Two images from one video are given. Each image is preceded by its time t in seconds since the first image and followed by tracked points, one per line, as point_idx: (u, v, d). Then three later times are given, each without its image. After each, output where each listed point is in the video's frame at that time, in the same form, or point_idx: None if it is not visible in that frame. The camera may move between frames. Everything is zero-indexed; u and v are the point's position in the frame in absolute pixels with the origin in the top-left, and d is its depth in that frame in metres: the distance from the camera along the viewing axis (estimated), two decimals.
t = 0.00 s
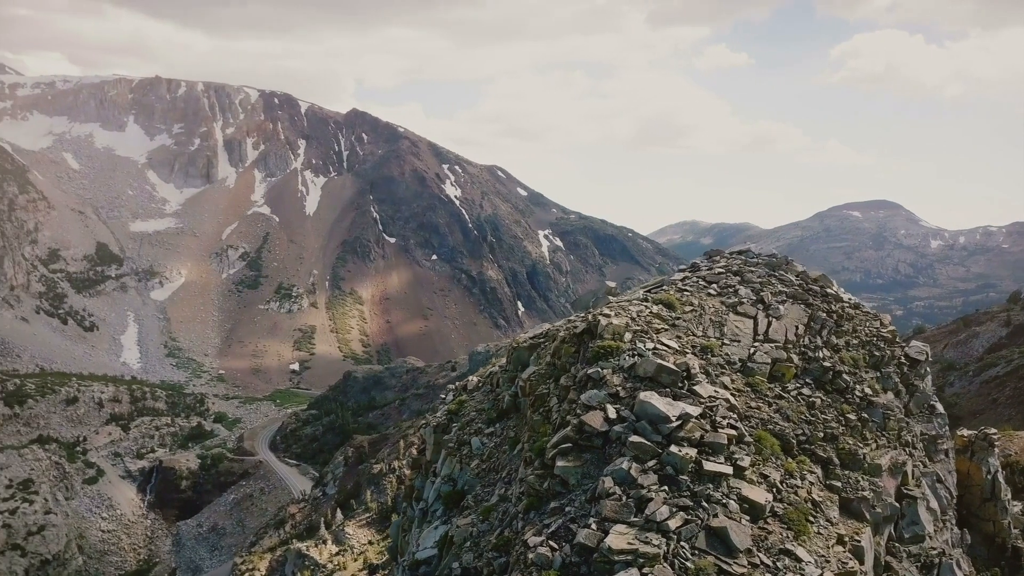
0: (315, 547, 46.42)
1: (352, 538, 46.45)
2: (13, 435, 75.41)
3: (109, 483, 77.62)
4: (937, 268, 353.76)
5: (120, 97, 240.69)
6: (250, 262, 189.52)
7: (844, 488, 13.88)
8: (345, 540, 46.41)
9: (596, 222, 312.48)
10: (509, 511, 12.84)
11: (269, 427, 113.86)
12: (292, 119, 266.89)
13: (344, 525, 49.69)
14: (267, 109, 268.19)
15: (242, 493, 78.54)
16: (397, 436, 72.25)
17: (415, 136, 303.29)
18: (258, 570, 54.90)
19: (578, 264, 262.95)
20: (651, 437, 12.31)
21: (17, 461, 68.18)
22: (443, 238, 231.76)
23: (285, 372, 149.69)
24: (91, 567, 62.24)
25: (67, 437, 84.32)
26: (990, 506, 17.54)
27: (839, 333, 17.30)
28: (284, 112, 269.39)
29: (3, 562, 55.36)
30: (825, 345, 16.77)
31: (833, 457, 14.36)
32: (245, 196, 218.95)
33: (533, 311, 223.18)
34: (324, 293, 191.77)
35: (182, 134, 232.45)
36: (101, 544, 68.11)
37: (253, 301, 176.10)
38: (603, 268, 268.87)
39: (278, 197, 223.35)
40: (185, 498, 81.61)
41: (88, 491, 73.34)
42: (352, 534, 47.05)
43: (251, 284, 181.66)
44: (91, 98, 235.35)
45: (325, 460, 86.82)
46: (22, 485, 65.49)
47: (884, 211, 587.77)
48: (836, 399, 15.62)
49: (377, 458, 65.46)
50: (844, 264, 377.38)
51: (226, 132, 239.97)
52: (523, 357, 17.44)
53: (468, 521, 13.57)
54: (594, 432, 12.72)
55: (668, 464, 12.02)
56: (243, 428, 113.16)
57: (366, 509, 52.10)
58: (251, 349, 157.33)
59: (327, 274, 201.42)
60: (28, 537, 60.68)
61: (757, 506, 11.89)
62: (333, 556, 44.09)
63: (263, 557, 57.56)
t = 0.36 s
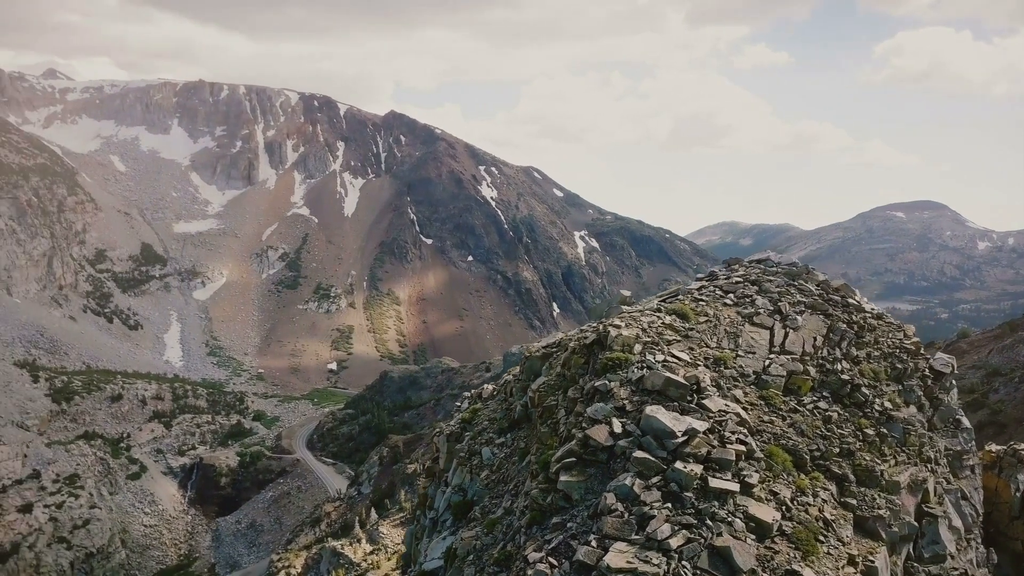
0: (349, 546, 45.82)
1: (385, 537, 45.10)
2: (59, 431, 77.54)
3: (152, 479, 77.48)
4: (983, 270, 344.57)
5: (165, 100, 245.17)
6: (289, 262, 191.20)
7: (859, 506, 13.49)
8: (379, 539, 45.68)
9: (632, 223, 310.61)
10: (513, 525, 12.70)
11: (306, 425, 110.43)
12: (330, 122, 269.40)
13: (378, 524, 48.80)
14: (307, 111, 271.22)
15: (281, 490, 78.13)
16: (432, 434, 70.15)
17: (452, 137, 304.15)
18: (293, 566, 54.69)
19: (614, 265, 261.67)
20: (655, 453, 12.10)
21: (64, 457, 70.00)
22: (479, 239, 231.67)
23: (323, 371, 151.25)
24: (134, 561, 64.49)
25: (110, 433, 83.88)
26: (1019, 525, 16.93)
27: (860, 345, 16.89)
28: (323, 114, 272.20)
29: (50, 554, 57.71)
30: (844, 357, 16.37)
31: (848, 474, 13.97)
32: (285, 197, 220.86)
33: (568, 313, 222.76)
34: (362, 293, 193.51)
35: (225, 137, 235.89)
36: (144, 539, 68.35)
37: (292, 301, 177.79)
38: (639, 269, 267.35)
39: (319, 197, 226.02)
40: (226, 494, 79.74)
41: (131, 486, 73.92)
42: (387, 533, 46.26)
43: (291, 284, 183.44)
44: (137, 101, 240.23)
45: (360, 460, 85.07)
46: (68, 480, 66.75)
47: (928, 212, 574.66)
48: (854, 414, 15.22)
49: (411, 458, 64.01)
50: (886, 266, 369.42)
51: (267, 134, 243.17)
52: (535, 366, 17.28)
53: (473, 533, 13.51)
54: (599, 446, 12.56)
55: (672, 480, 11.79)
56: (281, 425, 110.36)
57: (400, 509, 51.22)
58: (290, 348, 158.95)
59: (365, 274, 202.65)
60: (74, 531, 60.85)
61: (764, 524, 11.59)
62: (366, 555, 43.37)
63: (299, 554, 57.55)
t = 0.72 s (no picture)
0: (374, 544, 45.16)
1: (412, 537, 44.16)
2: (92, 428, 77.51)
3: (181, 477, 77.01)
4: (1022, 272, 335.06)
5: (197, 103, 248.56)
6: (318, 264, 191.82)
7: (864, 525, 13.13)
8: (404, 538, 45.03)
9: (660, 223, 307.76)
10: (506, 538, 12.63)
11: (333, 425, 109.61)
12: (359, 124, 270.73)
13: (404, 523, 48.03)
14: (335, 114, 272.90)
15: (307, 490, 76.12)
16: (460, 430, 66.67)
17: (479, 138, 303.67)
18: (320, 565, 51.99)
19: (641, 266, 259.42)
20: (649, 467, 11.93)
21: (97, 453, 71.43)
22: (505, 240, 230.27)
23: (350, 371, 151.52)
24: (163, 557, 63.52)
25: (141, 431, 84.13)
26: None
27: (870, 355, 16.54)
28: (352, 116, 273.63)
29: (82, 550, 58.44)
30: (852, 368, 16.03)
31: (852, 489, 13.65)
32: (314, 198, 221.93)
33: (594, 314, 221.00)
34: (389, 294, 194.19)
35: (255, 139, 238.25)
36: (174, 536, 67.33)
37: (321, 301, 178.48)
38: (666, 271, 265.00)
39: (347, 200, 227.15)
40: (254, 493, 79.73)
41: (161, 484, 73.29)
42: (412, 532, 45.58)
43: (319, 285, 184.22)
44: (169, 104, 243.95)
45: (385, 459, 83.15)
46: (100, 477, 68.02)
47: (964, 213, 561.77)
48: (860, 427, 14.89)
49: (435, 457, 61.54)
50: (920, 267, 361.90)
51: (297, 136, 245.16)
52: (538, 374, 17.12)
53: (467, 546, 13.50)
54: (594, 459, 12.38)
55: (665, 495, 11.59)
56: (308, 426, 109.59)
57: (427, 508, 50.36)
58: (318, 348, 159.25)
59: (392, 276, 202.66)
60: (105, 526, 61.79)
61: (758, 541, 11.36)
62: (393, 553, 42.73)
63: (325, 554, 54.47)
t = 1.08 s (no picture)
0: (399, 544, 44.96)
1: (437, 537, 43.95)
2: (121, 426, 79.06)
3: (208, 476, 76.81)
4: None
5: (226, 106, 250.88)
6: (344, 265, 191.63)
7: (864, 541, 12.84)
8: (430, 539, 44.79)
9: (685, 224, 304.76)
10: (498, 552, 12.52)
11: (358, 425, 107.30)
12: (385, 125, 271.63)
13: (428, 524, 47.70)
14: (362, 115, 273.92)
15: (331, 489, 75.03)
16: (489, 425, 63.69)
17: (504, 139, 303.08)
18: (343, 564, 51.35)
19: (667, 268, 257.16)
20: (640, 481, 11.73)
21: (125, 452, 69.52)
22: (529, 241, 229.09)
23: (374, 371, 151.33)
24: (190, 554, 62.70)
25: (169, 430, 84.69)
26: None
27: (876, 367, 16.19)
28: (378, 118, 274.48)
29: (112, 547, 55.35)
30: (858, 379, 15.72)
31: (854, 505, 13.35)
32: (341, 199, 222.54)
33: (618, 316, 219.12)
34: (414, 295, 193.64)
35: (283, 140, 239.72)
36: (200, 533, 66.71)
37: (347, 302, 178.92)
38: (692, 272, 262.54)
39: (373, 201, 227.83)
40: (279, 493, 78.22)
41: (188, 481, 73.35)
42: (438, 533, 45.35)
43: (345, 286, 184.37)
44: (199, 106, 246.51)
45: (409, 459, 81.60)
46: (129, 475, 65.66)
47: (999, 213, 549.37)
48: (863, 440, 14.58)
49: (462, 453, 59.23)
50: (952, 270, 355.21)
51: (323, 137, 246.22)
52: (538, 383, 16.91)
53: (460, 559, 13.39)
54: (586, 473, 12.21)
55: (657, 511, 11.37)
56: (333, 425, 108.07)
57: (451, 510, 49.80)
58: (343, 349, 159.30)
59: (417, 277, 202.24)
60: (134, 524, 58.68)
61: (751, 559, 11.08)
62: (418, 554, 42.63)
63: (347, 553, 53.64)
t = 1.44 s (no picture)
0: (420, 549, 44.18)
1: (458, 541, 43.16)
2: (148, 425, 77.45)
3: (232, 474, 74.49)
4: None
5: (252, 108, 252.74)
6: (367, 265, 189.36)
7: (861, 557, 12.55)
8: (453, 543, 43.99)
9: (710, 225, 301.54)
10: (487, 565, 12.39)
11: (380, 425, 104.87)
12: (408, 126, 271.99)
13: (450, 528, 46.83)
14: (386, 117, 274.49)
15: (352, 489, 72.99)
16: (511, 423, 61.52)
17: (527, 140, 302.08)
18: (363, 564, 50.51)
19: (690, 269, 254.61)
20: (629, 496, 11.56)
21: (152, 449, 67.83)
22: (552, 242, 227.54)
23: (397, 371, 150.55)
24: (214, 552, 60.98)
25: (195, 428, 82.87)
26: None
27: (880, 377, 15.87)
28: (402, 119, 274.85)
29: (138, 544, 54.69)
30: (862, 391, 15.37)
31: (852, 520, 13.06)
32: (365, 200, 222.33)
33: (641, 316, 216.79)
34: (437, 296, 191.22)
35: (308, 142, 240.63)
36: (225, 531, 64.90)
37: (370, 302, 177.40)
38: (716, 273, 259.77)
39: (396, 203, 227.61)
40: (300, 492, 76.94)
41: (213, 480, 70.75)
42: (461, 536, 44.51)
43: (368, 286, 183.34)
44: (226, 109, 248.82)
45: (432, 459, 79.77)
46: (155, 473, 64.37)
47: None
48: (864, 453, 14.28)
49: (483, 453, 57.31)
50: (982, 272, 348.06)
51: (347, 139, 246.83)
52: (537, 393, 16.68)
53: (451, 570, 13.29)
54: (575, 486, 12.06)
55: (646, 525, 11.17)
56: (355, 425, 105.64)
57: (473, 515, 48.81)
58: (366, 348, 158.48)
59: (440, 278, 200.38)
60: (159, 521, 58.29)
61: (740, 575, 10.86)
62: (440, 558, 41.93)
63: (369, 553, 52.94)
